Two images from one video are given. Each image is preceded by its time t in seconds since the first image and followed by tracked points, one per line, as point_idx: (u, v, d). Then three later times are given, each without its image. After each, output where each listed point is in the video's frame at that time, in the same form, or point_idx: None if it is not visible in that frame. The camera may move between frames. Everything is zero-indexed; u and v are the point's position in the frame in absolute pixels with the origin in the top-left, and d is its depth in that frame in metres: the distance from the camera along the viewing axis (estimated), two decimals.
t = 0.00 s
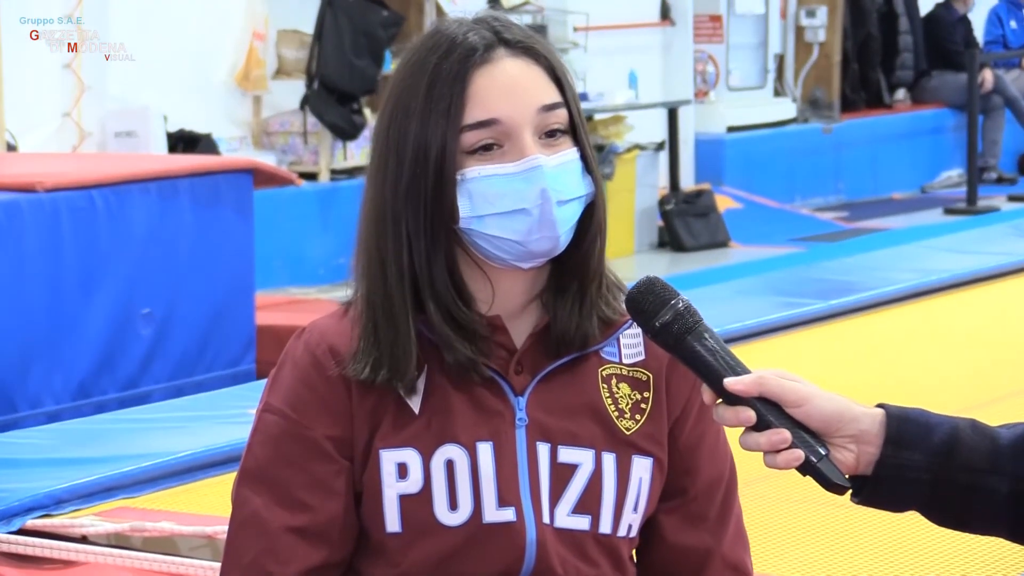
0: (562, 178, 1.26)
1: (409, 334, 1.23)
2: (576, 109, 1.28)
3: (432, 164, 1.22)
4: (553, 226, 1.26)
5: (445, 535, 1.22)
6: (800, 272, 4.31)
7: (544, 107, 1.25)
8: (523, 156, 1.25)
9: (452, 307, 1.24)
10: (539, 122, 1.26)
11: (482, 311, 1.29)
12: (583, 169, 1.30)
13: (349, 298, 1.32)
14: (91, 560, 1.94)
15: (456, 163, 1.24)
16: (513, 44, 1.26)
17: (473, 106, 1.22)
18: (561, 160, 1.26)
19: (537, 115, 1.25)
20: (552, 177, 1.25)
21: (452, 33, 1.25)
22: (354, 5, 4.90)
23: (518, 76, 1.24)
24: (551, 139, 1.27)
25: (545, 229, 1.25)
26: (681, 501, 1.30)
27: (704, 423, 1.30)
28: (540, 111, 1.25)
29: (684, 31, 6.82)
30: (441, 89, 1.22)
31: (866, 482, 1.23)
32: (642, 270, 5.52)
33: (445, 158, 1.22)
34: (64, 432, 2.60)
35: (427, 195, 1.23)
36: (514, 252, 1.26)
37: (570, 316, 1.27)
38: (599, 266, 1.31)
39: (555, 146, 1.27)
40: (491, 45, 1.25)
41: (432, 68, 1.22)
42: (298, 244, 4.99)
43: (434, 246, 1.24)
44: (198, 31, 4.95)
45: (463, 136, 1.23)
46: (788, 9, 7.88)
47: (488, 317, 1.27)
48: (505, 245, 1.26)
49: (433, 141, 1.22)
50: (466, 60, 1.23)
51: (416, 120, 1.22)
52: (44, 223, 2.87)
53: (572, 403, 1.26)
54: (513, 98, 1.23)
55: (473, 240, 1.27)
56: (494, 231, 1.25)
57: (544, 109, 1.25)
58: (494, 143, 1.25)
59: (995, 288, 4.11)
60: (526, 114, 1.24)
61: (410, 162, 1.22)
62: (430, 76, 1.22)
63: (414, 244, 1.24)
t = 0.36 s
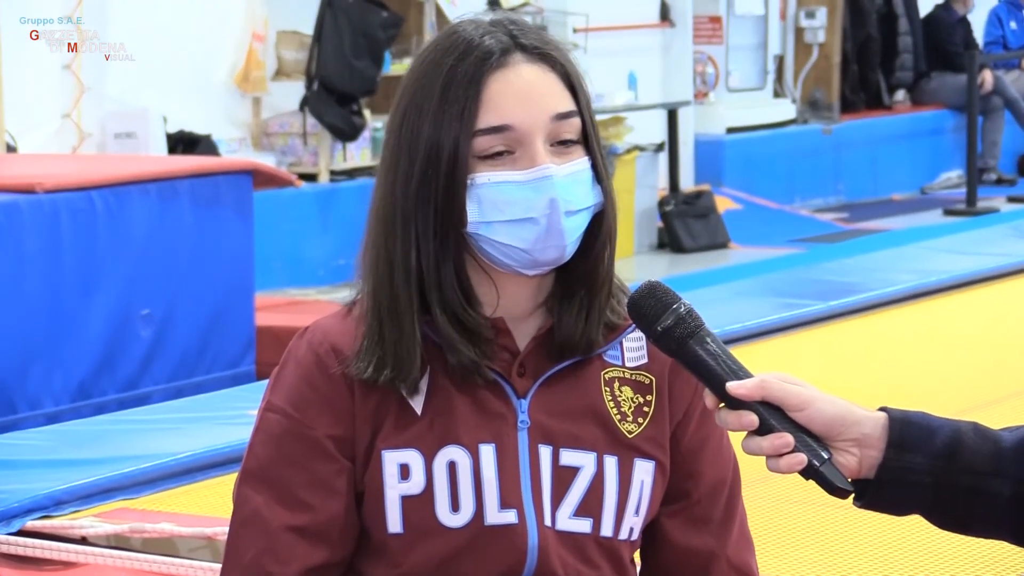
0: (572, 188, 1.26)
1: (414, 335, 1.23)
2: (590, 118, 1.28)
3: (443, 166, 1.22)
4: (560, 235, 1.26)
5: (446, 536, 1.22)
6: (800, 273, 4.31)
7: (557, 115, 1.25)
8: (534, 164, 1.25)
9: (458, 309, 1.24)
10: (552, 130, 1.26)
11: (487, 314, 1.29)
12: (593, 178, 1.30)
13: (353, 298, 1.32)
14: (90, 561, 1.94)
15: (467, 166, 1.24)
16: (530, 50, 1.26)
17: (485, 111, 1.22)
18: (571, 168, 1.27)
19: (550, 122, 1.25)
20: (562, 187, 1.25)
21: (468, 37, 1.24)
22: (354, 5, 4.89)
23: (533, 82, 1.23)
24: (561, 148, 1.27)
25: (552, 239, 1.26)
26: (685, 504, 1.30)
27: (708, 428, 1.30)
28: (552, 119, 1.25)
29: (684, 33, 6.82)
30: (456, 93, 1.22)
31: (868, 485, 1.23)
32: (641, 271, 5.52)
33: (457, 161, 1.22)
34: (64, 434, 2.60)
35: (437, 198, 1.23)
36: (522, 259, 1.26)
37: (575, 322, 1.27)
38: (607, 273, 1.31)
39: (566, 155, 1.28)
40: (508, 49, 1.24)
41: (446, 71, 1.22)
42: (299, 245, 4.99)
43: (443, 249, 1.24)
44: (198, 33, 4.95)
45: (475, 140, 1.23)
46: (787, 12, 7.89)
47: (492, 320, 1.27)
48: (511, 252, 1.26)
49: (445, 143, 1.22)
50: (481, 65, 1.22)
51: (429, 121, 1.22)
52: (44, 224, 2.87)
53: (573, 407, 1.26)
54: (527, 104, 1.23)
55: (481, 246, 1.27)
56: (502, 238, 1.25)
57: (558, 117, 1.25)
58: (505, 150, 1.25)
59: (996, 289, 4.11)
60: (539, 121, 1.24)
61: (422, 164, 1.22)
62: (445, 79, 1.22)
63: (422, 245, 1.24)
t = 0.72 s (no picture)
0: (556, 173, 1.25)
1: (417, 332, 1.23)
2: (575, 104, 1.28)
3: (427, 161, 1.23)
4: (544, 221, 1.25)
5: (451, 534, 1.22)
6: (800, 271, 4.31)
7: (539, 101, 1.25)
8: (515, 151, 1.25)
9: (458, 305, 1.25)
10: (534, 115, 1.25)
11: (490, 309, 1.29)
12: (583, 165, 1.29)
13: (357, 295, 1.32)
14: (90, 558, 1.94)
15: (450, 158, 1.24)
16: (512, 42, 1.26)
17: (464, 102, 1.22)
18: (556, 153, 1.26)
19: (531, 108, 1.25)
20: (542, 171, 1.24)
21: (451, 32, 1.25)
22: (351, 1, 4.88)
23: (512, 71, 1.23)
24: (545, 132, 1.27)
25: (535, 224, 1.25)
26: (690, 502, 1.31)
27: (714, 429, 1.30)
28: (532, 104, 1.25)
29: (683, 30, 6.81)
30: (435, 88, 1.22)
31: (870, 480, 1.23)
32: (641, 269, 5.52)
33: (439, 154, 1.23)
34: (63, 432, 2.59)
35: (425, 190, 1.23)
36: (511, 248, 1.26)
37: (578, 316, 1.27)
38: (602, 264, 1.30)
39: (551, 141, 1.27)
40: (489, 41, 1.25)
41: (428, 67, 1.23)
42: (299, 243, 4.99)
43: (432, 243, 1.25)
44: (197, 30, 4.95)
45: (457, 132, 1.24)
46: (786, 9, 7.87)
47: (497, 317, 1.27)
48: (499, 241, 1.26)
49: (428, 137, 1.22)
50: (461, 58, 1.23)
51: (414, 117, 1.23)
52: (43, 221, 2.88)
53: (579, 405, 1.26)
54: (507, 93, 1.23)
55: (473, 237, 1.28)
56: (488, 227, 1.25)
57: (537, 102, 1.25)
58: (487, 138, 1.25)
59: (995, 286, 4.11)
60: (521, 108, 1.24)
61: (409, 159, 1.23)
62: (426, 75, 1.23)
63: (414, 241, 1.24)
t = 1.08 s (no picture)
0: (571, 175, 1.26)
1: (425, 333, 1.23)
2: (586, 106, 1.28)
3: (439, 163, 1.22)
4: (563, 223, 1.26)
5: (458, 534, 1.22)
6: (806, 271, 4.30)
7: (551, 104, 1.25)
8: (531, 154, 1.25)
9: (465, 305, 1.24)
10: (547, 119, 1.25)
11: (498, 310, 1.29)
12: (595, 167, 1.29)
13: (365, 294, 1.32)
14: (98, 558, 1.93)
15: (464, 162, 1.24)
16: (520, 43, 1.25)
17: (477, 106, 1.22)
18: (571, 155, 1.26)
19: (545, 112, 1.25)
20: (561, 174, 1.25)
21: (459, 32, 1.25)
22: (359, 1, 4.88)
23: (524, 74, 1.23)
24: (558, 134, 1.27)
25: (555, 226, 1.25)
26: (697, 501, 1.30)
27: (721, 427, 1.30)
28: (547, 108, 1.25)
29: (692, 30, 6.79)
30: (447, 90, 1.22)
31: (880, 478, 1.23)
32: (648, 268, 5.52)
33: (453, 157, 1.22)
34: (72, 432, 2.59)
35: (435, 191, 1.23)
36: (526, 252, 1.27)
37: (586, 314, 1.28)
38: (609, 263, 1.31)
39: (564, 142, 1.27)
40: (498, 43, 1.24)
41: (438, 68, 1.23)
42: (306, 242, 5.00)
43: (443, 245, 1.24)
44: (206, 30, 4.95)
45: (469, 135, 1.23)
46: (794, 8, 7.86)
47: (504, 317, 1.27)
48: (516, 244, 1.26)
49: (441, 140, 1.22)
50: (472, 60, 1.23)
51: (426, 118, 1.22)
52: (51, 219, 2.88)
53: (584, 404, 1.26)
54: (520, 96, 1.23)
55: (485, 239, 1.27)
56: (504, 230, 1.25)
57: (552, 106, 1.25)
58: (501, 141, 1.25)
59: (1003, 287, 4.11)
60: (534, 111, 1.24)
61: (419, 162, 1.22)
62: (437, 77, 1.22)
63: (424, 244, 1.24)
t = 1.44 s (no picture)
0: (574, 179, 1.26)
1: (427, 333, 1.23)
2: (592, 109, 1.28)
3: (444, 163, 1.22)
4: (563, 227, 1.26)
5: (461, 534, 1.22)
6: (811, 271, 4.30)
7: (557, 108, 1.25)
8: (535, 158, 1.25)
9: (469, 304, 1.24)
10: (553, 123, 1.25)
11: (500, 310, 1.29)
12: (598, 170, 1.29)
13: (367, 293, 1.32)
14: (104, 557, 1.93)
15: (468, 163, 1.24)
16: (528, 45, 1.26)
17: (484, 108, 1.22)
18: (575, 160, 1.26)
19: (550, 116, 1.25)
20: (564, 178, 1.25)
21: (466, 32, 1.25)
22: None
23: (532, 77, 1.23)
24: (563, 138, 1.27)
25: (555, 230, 1.25)
26: (697, 500, 1.30)
27: (721, 426, 1.30)
28: (553, 112, 1.25)
29: (696, 30, 6.83)
30: (454, 90, 1.22)
31: (883, 477, 1.23)
32: (652, 267, 5.51)
33: (458, 156, 1.23)
34: (77, 431, 2.59)
35: (439, 191, 1.23)
36: (526, 254, 1.27)
37: (587, 315, 1.27)
38: (612, 265, 1.31)
39: (569, 147, 1.27)
40: (506, 45, 1.24)
41: (445, 68, 1.22)
42: (311, 241, 5.00)
43: (448, 245, 1.24)
44: (211, 28, 4.95)
45: (474, 137, 1.23)
46: (799, 8, 7.88)
47: (506, 317, 1.27)
48: (517, 247, 1.26)
49: (447, 138, 1.22)
50: (479, 61, 1.22)
51: (432, 116, 1.22)
52: (56, 219, 2.88)
53: (586, 404, 1.26)
54: (527, 98, 1.23)
55: (487, 241, 1.28)
56: (505, 232, 1.25)
57: (558, 110, 1.25)
58: (506, 144, 1.25)
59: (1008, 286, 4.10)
60: (540, 114, 1.24)
61: (424, 161, 1.22)
62: (444, 76, 1.22)
63: (429, 243, 1.23)
